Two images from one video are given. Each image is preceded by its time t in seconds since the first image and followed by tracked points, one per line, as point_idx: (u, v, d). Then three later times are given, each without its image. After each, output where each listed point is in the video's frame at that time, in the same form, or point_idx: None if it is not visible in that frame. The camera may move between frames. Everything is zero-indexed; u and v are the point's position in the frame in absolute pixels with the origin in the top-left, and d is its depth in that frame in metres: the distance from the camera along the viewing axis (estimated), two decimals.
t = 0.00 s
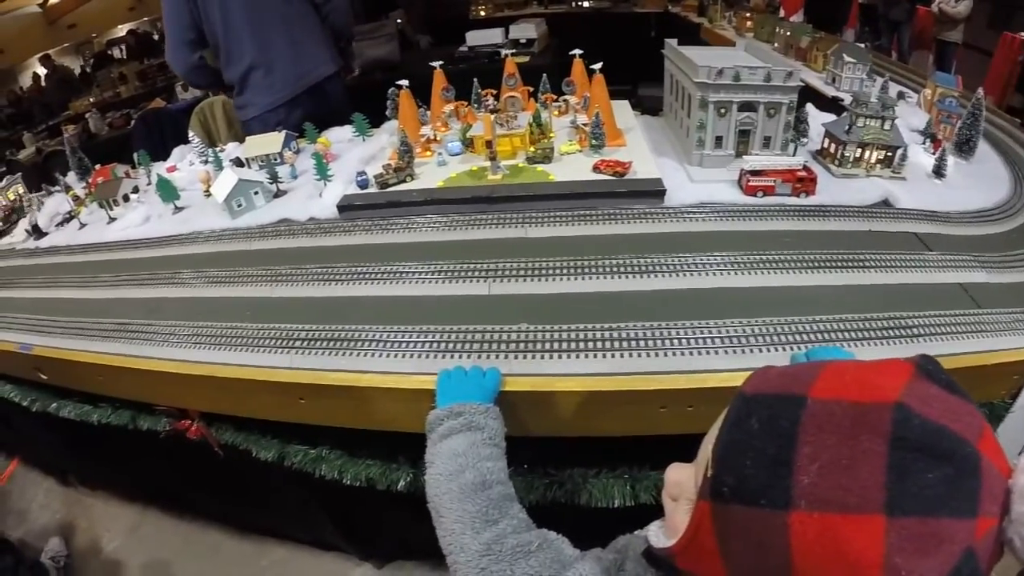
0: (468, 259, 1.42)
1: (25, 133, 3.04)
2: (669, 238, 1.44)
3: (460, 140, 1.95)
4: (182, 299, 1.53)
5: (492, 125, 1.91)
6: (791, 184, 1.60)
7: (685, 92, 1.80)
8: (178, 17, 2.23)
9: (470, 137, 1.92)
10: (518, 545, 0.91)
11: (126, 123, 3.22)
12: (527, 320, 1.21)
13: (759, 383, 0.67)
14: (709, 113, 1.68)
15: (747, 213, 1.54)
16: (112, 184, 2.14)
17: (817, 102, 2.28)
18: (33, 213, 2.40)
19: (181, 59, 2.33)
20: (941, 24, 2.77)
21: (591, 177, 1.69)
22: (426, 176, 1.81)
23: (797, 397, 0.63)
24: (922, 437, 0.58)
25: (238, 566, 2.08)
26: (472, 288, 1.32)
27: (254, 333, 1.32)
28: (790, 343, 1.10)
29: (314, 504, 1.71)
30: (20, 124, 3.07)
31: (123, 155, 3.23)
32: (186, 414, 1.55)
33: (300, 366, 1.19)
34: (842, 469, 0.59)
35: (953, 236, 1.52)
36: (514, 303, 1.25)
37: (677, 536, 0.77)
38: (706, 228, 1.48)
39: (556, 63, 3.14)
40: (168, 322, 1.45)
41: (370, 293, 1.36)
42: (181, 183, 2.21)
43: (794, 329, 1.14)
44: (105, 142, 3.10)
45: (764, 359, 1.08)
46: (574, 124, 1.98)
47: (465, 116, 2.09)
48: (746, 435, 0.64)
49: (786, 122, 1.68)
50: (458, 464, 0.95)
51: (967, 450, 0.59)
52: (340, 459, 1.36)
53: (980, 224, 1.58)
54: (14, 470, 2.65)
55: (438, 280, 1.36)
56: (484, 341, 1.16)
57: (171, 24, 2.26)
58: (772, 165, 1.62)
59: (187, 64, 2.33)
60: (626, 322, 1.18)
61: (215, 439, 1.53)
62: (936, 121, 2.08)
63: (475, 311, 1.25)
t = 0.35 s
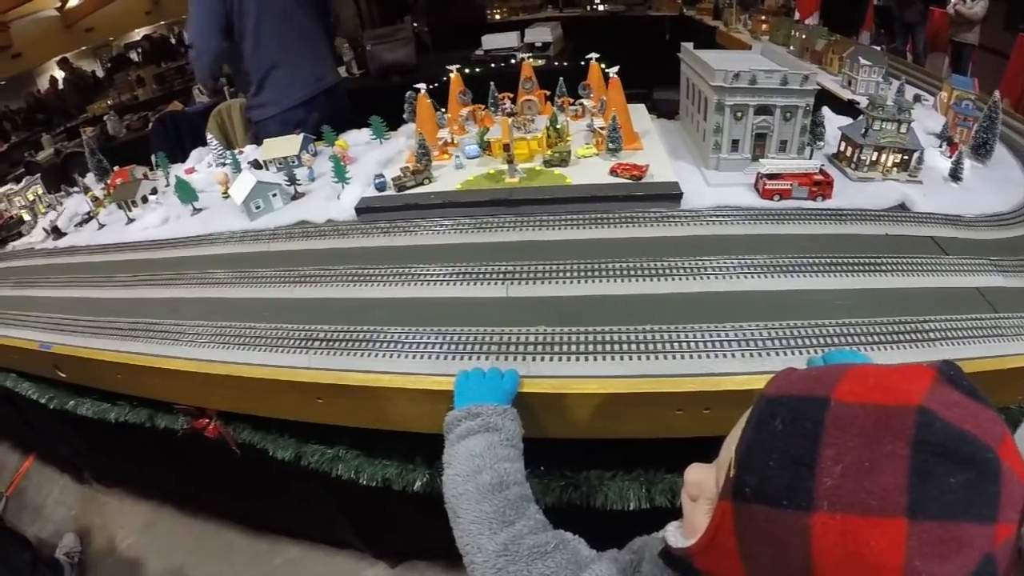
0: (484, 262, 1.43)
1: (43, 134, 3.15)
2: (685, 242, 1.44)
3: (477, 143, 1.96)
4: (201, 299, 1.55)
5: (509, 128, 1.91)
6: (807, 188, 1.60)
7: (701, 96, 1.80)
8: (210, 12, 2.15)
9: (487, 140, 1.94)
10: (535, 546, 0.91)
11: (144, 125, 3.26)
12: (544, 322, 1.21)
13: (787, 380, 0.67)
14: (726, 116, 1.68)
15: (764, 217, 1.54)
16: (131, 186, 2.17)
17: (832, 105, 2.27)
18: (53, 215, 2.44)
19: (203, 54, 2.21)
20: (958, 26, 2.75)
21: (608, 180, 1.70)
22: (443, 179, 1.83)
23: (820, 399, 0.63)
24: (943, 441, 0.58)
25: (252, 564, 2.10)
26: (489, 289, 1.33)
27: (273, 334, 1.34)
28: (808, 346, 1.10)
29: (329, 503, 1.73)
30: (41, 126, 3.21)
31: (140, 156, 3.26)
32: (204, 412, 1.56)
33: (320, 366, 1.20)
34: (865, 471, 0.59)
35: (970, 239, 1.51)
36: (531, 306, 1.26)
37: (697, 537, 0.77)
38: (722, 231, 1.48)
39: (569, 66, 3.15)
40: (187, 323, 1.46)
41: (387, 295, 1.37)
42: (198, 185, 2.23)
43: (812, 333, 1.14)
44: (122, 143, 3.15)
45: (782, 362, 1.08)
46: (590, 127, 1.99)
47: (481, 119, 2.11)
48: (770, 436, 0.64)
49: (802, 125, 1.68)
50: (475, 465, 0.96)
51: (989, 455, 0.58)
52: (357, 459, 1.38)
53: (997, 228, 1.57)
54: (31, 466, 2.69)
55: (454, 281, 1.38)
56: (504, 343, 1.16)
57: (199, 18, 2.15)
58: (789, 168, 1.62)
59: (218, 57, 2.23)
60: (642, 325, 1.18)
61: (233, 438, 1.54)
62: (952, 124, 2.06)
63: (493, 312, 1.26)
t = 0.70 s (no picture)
0: (495, 264, 1.44)
1: (56, 136, 3.28)
2: (695, 245, 1.45)
3: (490, 146, 1.98)
4: (214, 299, 1.56)
5: (523, 131, 1.92)
6: (820, 192, 1.60)
7: (714, 100, 1.80)
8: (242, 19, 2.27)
9: (500, 144, 1.95)
10: (548, 545, 0.92)
11: (157, 127, 3.29)
12: (557, 325, 1.22)
13: (794, 377, 0.68)
14: (738, 120, 1.68)
15: (776, 221, 1.54)
16: (145, 187, 2.19)
17: (843, 109, 2.26)
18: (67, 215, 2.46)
19: (260, 47, 2.25)
20: (970, 29, 2.73)
21: (621, 183, 1.70)
22: (456, 182, 1.84)
23: (827, 392, 0.63)
24: (947, 429, 0.57)
25: (262, 563, 2.12)
26: (500, 292, 1.34)
27: (286, 335, 1.35)
28: (818, 351, 1.10)
29: (339, 502, 1.74)
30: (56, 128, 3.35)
31: (153, 158, 3.30)
32: (217, 412, 1.58)
33: (332, 367, 1.21)
34: (870, 459, 0.59)
35: (981, 244, 1.50)
36: (542, 308, 1.27)
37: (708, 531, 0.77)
38: (732, 235, 1.48)
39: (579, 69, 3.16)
40: (200, 323, 1.48)
41: (398, 297, 1.38)
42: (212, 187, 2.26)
43: (822, 337, 1.13)
44: (135, 146, 3.18)
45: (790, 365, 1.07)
46: (603, 131, 2.00)
47: (494, 123, 2.12)
48: (778, 428, 0.65)
49: (815, 129, 1.68)
50: (487, 465, 0.96)
51: (992, 442, 0.56)
52: (370, 459, 1.39)
53: (1010, 232, 1.56)
54: (43, 464, 2.72)
55: (464, 284, 1.38)
56: (517, 345, 1.17)
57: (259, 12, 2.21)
58: (801, 172, 1.62)
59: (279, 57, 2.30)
60: (652, 329, 1.18)
61: (246, 438, 1.56)
62: (965, 128, 2.05)
63: (505, 314, 1.27)
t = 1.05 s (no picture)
0: (505, 260, 1.45)
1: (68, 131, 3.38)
2: (706, 243, 1.45)
3: (503, 143, 1.98)
4: (226, 293, 1.58)
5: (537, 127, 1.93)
6: (832, 190, 1.60)
7: (726, 98, 1.80)
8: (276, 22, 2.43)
9: (513, 140, 1.96)
10: (562, 539, 0.92)
11: (168, 122, 3.32)
12: (569, 320, 1.23)
13: (810, 374, 0.67)
14: (751, 119, 1.68)
15: (787, 219, 1.55)
16: (158, 181, 2.21)
17: (855, 108, 2.26)
18: (79, 209, 2.48)
19: (317, 48, 2.39)
20: (982, 28, 2.73)
21: (634, 181, 1.71)
22: (470, 178, 1.85)
23: (844, 388, 0.62)
24: (963, 426, 0.56)
25: (271, 556, 2.14)
26: (513, 287, 1.34)
27: (300, 328, 1.35)
28: (831, 351, 1.10)
29: (349, 495, 1.76)
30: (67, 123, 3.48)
31: (164, 153, 3.31)
32: (229, 406, 1.59)
33: (346, 361, 1.22)
34: (886, 456, 0.58)
35: (993, 244, 1.50)
36: (554, 304, 1.28)
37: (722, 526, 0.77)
38: (743, 232, 1.49)
39: (591, 66, 3.16)
40: (213, 317, 1.49)
41: (409, 291, 1.39)
42: (225, 181, 2.28)
43: (835, 334, 1.14)
44: (145, 141, 3.20)
45: (804, 363, 1.08)
46: (616, 128, 2.00)
47: (507, 119, 2.13)
48: (794, 424, 0.64)
49: (827, 128, 1.67)
50: (502, 459, 0.97)
51: (1007, 441, 0.56)
52: (382, 453, 1.40)
53: None
54: (52, 457, 2.74)
55: (474, 279, 1.39)
56: (530, 340, 1.18)
57: (316, 10, 2.36)
58: (813, 170, 1.61)
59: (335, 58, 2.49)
60: (664, 325, 1.19)
61: (258, 431, 1.57)
62: (977, 128, 2.04)
63: (518, 310, 1.27)
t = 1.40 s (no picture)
0: (515, 256, 1.46)
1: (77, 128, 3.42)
2: (716, 240, 1.44)
3: (513, 139, 1.98)
4: (237, 288, 1.59)
5: (547, 124, 1.93)
6: (842, 187, 1.59)
7: (737, 94, 1.80)
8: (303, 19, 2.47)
9: (523, 137, 1.96)
10: (573, 539, 0.92)
11: (177, 119, 3.34)
12: (579, 317, 1.23)
13: (826, 376, 0.65)
14: (761, 115, 1.68)
15: (798, 216, 1.54)
16: (168, 177, 2.22)
17: (865, 105, 2.25)
18: (88, 205, 2.49)
19: (347, 46, 2.42)
20: (992, 25, 2.72)
21: (643, 177, 1.71)
22: (479, 174, 1.85)
23: (861, 392, 0.61)
24: (981, 433, 0.54)
25: (279, 552, 2.15)
26: (524, 283, 1.35)
27: (311, 324, 1.36)
28: (840, 346, 1.10)
29: (357, 491, 1.76)
30: (77, 120, 3.51)
31: (173, 150, 3.33)
32: (240, 401, 1.61)
33: (357, 356, 1.22)
34: (903, 462, 0.57)
35: (1004, 241, 1.48)
36: (564, 300, 1.28)
37: (738, 527, 0.77)
38: (752, 229, 1.48)
39: (599, 63, 3.16)
40: (224, 313, 1.50)
41: (420, 287, 1.40)
42: (235, 177, 2.29)
43: (846, 332, 1.13)
44: (155, 138, 3.23)
45: (815, 361, 1.08)
46: (626, 124, 2.00)
47: (517, 115, 2.14)
48: (810, 429, 0.63)
49: (838, 125, 1.67)
50: (513, 458, 0.97)
51: None
52: (392, 448, 1.40)
53: None
54: (63, 450, 2.77)
55: (484, 275, 1.40)
56: (540, 336, 1.18)
57: (345, 5, 2.38)
58: (824, 167, 1.61)
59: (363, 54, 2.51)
60: (675, 322, 1.19)
61: (269, 426, 1.58)
62: (987, 125, 2.03)
63: (530, 306, 1.28)
